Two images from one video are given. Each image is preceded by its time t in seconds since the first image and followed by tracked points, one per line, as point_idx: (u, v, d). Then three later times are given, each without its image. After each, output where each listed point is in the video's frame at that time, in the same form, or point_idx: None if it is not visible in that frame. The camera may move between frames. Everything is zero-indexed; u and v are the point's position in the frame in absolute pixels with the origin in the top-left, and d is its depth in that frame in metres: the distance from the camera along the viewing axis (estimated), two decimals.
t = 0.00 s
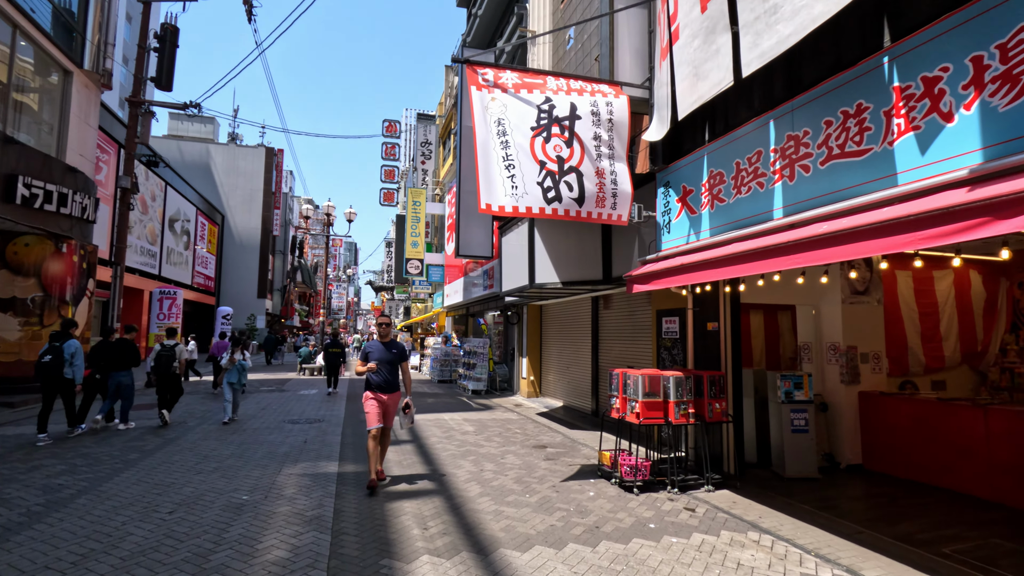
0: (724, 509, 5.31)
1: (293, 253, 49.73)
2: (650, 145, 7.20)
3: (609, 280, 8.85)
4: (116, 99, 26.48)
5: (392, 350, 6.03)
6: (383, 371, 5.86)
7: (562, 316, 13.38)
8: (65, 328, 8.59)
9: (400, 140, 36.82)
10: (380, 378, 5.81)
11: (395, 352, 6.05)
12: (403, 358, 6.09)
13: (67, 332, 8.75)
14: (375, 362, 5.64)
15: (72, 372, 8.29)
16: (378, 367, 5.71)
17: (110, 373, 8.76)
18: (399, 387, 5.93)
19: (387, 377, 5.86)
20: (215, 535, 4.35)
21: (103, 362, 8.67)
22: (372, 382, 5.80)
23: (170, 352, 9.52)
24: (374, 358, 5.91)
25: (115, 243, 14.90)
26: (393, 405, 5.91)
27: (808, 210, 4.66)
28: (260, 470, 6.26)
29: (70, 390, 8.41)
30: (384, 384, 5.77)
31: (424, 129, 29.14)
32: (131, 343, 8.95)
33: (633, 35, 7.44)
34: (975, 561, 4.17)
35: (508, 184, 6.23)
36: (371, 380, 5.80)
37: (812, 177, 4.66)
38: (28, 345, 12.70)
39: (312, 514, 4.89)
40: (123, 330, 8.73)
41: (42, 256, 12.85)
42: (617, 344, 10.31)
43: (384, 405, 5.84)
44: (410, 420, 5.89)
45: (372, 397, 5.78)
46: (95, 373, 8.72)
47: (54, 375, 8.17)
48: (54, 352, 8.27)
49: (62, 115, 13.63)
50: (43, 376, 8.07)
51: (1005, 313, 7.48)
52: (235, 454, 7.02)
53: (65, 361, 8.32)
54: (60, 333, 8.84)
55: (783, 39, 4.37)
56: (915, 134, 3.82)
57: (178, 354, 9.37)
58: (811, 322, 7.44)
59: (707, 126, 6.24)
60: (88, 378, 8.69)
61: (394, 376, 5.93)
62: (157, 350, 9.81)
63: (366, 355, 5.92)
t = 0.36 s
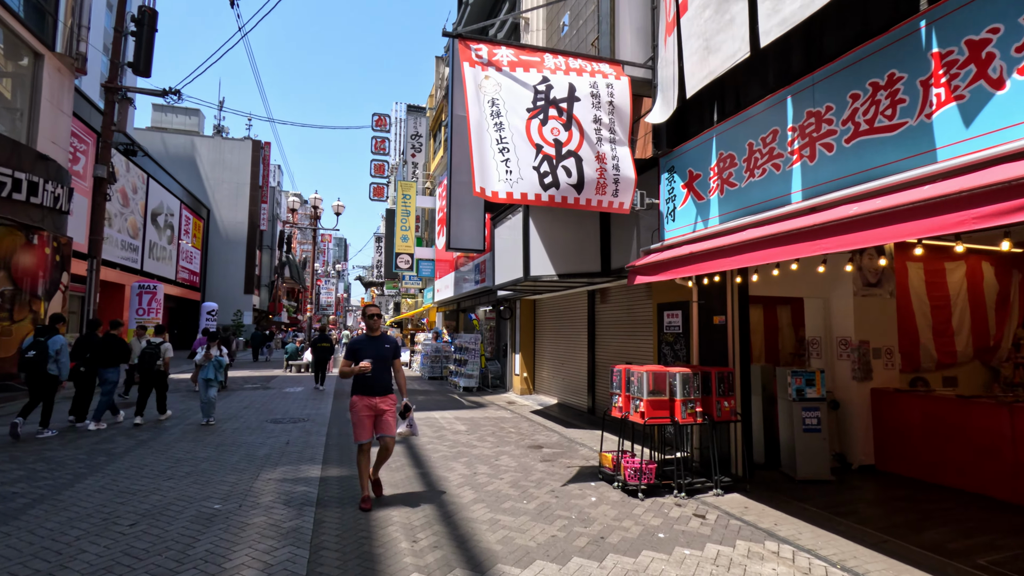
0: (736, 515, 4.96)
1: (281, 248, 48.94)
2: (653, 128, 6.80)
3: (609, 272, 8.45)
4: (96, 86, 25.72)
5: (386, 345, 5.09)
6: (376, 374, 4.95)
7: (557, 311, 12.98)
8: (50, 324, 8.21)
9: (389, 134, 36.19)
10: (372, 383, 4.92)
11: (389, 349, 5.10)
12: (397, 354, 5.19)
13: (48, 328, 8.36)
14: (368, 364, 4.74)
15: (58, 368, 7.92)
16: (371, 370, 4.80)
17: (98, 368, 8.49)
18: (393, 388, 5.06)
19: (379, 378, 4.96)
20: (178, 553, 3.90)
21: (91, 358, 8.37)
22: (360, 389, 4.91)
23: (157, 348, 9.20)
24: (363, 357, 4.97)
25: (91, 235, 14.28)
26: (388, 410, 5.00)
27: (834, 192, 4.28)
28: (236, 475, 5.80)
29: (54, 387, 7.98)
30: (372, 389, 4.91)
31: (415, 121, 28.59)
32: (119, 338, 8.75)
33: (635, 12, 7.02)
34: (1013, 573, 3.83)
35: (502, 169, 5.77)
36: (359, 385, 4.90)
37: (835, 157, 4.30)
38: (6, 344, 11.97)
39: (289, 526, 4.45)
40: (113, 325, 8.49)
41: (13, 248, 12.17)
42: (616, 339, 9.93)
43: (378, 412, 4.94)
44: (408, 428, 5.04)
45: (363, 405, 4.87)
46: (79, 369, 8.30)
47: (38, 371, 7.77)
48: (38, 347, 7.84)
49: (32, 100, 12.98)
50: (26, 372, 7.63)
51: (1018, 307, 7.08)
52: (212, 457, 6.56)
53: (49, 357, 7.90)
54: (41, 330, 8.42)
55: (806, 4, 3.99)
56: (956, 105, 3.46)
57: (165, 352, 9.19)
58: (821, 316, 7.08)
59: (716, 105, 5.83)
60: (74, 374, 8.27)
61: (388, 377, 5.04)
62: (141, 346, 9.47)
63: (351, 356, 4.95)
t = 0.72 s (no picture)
0: (770, 526, 4.61)
1: (279, 244, 48.45)
2: (673, 113, 6.42)
3: (621, 266, 8.18)
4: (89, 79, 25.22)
5: (409, 353, 4.15)
6: (394, 387, 4.01)
7: (563, 307, 12.64)
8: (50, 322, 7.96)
9: (387, 129, 35.71)
10: (390, 397, 3.98)
11: (413, 357, 4.15)
12: (422, 365, 4.23)
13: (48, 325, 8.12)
14: (385, 371, 3.81)
15: (62, 367, 7.70)
16: (389, 380, 3.88)
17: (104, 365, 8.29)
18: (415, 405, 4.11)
19: (399, 393, 4.01)
20: (165, 574, 3.53)
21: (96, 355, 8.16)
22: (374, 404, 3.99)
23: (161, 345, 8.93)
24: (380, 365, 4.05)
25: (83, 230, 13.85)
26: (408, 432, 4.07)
27: (885, 176, 3.91)
28: (231, 483, 5.42)
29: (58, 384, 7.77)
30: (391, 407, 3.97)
31: (415, 115, 28.15)
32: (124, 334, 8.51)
33: None
34: None
35: (515, 155, 5.39)
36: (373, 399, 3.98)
37: (885, 138, 3.94)
38: None
39: (287, 542, 4.07)
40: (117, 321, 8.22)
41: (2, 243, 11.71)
42: (627, 336, 9.62)
43: (395, 433, 4.01)
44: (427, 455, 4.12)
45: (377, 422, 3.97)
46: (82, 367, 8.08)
47: (42, 370, 7.55)
48: (39, 346, 7.62)
49: (20, 90, 12.53)
50: (30, 371, 7.41)
51: None
52: (205, 462, 6.18)
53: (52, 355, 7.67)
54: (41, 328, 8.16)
55: None
56: None
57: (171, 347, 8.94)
58: (848, 312, 6.72)
59: (744, 87, 5.47)
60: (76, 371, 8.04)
61: (410, 391, 4.09)
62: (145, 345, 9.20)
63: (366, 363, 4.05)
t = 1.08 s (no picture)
0: (825, 546, 4.25)
1: (284, 240, 48.21)
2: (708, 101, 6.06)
3: (646, 264, 7.76)
4: (95, 73, 24.98)
5: (454, 356, 3.29)
6: (438, 401, 3.14)
7: (578, 306, 12.25)
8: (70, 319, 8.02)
9: (393, 125, 35.38)
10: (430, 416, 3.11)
11: (459, 361, 3.29)
12: (471, 373, 3.35)
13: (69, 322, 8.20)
14: (420, 384, 2.97)
15: (75, 362, 7.69)
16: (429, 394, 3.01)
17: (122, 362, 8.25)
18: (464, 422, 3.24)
19: (443, 407, 3.16)
20: None
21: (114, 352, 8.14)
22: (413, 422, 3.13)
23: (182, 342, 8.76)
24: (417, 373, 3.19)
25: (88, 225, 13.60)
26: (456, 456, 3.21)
27: (966, 163, 3.51)
28: (241, 492, 5.10)
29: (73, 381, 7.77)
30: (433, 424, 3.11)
31: (422, 110, 27.80)
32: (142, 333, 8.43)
33: None
34: None
35: (544, 141, 5.07)
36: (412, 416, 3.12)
37: (964, 122, 3.56)
38: None
39: (304, 562, 3.73)
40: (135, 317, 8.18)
41: (4, 237, 11.45)
42: (650, 335, 9.25)
43: (438, 460, 3.16)
44: (483, 481, 3.31)
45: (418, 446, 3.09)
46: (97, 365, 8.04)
47: (57, 365, 7.58)
48: (55, 341, 7.68)
49: (23, 82, 12.24)
50: (44, 366, 7.44)
51: None
52: (212, 469, 5.86)
53: (66, 351, 7.69)
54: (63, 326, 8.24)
55: None
56: None
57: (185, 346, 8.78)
58: (893, 312, 6.33)
59: (791, 71, 5.07)
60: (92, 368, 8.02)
61: (457, 404, 3.23)
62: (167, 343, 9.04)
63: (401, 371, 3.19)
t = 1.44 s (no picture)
0: (885, 562, 3.89)
1: (291, 237, 48.00)
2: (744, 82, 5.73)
3: (673, 258, 7.37)
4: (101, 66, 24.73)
5: (516, 355, 2.55)
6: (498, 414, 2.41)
7: (594, 302, 11.89)
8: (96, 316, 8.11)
9: (400, 120, 35.05)
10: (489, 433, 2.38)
11: (524, 361, 2.56)
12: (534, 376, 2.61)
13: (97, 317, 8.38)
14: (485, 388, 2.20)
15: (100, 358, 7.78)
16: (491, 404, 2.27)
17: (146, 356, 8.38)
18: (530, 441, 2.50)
19: (503, 422, 2.42)
20: None
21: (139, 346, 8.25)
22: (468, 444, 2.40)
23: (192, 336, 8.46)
24: (471, 378, 2.42)
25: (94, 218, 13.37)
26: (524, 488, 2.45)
27: None
28: (250, 498, 4.80)
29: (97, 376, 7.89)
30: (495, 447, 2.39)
31: (430, 104, 27.46)
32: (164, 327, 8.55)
33: None
34: None
35: (573, 121, 4.85)
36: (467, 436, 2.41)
37: None
38: None
39: None
40: (157, 312, 8.27)
41: (7, 231, 11.20)
42: (673, 332, 8.89)
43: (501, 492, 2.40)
44: (572, 520, 2.43)
45: (472, 475, 2.37)
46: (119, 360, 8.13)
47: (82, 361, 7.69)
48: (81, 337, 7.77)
49: (28, 72, 12.00)
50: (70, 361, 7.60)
51: None
52: (219, 472, 5.55)
53: (92, 346, 7.80)
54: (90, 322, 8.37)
55: None
56: None
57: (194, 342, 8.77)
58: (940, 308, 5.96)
59: (842, 46, 4.73)
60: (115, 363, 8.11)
61: (520, 417, 2.48)
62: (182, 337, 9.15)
63: (447, 376, 2.43)
